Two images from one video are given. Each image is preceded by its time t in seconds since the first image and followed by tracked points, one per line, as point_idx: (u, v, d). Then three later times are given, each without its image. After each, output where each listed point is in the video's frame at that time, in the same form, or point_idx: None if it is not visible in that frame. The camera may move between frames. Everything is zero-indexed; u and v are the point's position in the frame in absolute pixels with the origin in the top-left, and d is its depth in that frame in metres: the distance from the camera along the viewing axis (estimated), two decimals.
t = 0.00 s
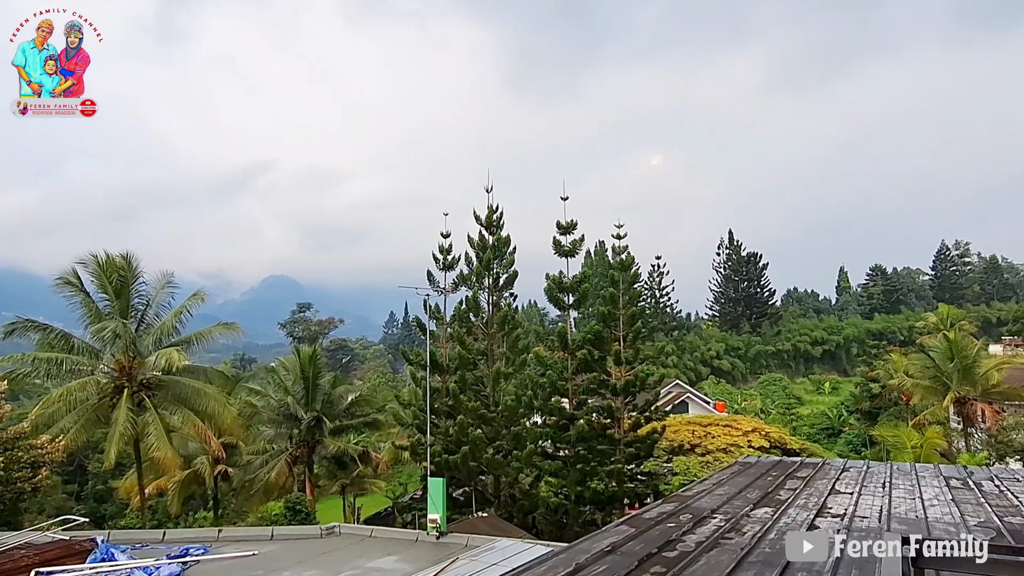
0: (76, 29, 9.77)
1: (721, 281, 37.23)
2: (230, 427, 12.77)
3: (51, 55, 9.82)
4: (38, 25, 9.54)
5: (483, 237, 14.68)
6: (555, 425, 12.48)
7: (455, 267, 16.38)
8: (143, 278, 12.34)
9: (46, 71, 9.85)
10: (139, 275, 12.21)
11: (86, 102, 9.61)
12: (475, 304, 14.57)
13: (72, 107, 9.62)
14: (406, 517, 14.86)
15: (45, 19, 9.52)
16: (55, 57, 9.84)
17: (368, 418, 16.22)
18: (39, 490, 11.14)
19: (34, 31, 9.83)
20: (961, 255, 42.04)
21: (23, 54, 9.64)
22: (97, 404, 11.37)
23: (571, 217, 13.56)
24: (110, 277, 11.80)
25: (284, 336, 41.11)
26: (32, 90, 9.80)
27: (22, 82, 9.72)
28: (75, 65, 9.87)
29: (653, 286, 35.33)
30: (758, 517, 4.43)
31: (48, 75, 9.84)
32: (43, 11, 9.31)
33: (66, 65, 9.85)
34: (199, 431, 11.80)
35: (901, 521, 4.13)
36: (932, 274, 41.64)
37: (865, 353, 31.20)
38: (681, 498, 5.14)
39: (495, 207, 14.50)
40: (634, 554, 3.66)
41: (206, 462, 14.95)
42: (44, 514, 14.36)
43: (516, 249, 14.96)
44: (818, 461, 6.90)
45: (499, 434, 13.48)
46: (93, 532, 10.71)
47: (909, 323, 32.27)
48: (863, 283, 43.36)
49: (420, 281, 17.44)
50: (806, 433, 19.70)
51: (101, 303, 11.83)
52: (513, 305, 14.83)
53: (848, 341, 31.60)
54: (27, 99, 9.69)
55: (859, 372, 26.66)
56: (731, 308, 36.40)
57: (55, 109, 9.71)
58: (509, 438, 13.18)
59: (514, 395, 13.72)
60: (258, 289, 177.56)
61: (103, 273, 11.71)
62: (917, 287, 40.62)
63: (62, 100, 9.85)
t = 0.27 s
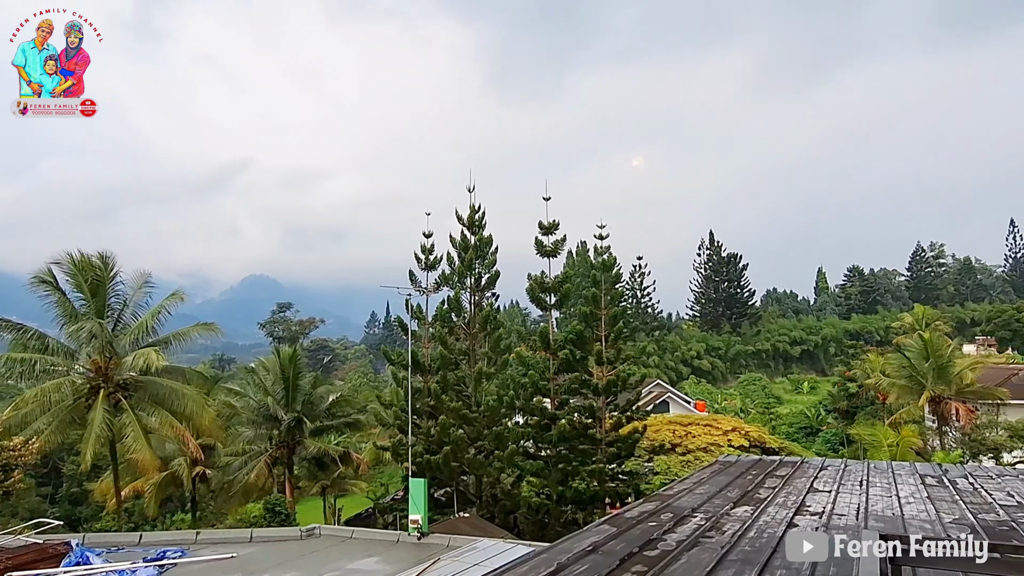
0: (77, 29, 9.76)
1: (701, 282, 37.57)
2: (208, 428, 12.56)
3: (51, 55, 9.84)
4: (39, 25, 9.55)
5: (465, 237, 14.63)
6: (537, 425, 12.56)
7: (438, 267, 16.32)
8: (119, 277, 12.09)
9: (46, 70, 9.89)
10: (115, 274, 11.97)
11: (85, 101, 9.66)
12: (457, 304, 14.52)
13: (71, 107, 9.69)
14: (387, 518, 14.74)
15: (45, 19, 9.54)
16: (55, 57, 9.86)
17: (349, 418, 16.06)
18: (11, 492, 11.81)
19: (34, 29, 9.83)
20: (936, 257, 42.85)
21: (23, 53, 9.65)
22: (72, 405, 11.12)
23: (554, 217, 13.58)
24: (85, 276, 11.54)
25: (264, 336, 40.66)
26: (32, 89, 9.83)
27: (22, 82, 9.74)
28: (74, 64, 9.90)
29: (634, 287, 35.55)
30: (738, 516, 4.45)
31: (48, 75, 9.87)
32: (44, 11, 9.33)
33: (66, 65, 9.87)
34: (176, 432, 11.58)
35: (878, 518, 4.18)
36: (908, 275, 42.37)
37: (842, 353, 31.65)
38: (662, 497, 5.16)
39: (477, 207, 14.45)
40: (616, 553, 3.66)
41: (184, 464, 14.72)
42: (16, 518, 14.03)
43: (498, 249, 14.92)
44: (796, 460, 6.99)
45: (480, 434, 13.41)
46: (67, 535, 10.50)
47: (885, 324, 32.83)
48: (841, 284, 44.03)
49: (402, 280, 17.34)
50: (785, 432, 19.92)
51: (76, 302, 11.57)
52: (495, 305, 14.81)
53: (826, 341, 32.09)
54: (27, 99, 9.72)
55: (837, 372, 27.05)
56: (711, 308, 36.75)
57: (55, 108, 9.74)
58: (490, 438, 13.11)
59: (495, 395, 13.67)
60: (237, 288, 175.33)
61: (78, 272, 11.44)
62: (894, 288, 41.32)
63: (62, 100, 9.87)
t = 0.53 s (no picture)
0: (77, 30, 9.73)
1: (679, 283, 37.90)
2: (183, 431, 12.33)
3: (52, 55, 9.86)
4: (39, 25, 9.56)
5: (444, 237, 14.57)
6: (515, 426, 12.53)
7: (416, 268, 16.22)
8: (92, 278, 11.83)
9: (46, 70, 9.90)
10: (88, 275, 11.69)
11: (86, 102, 9.71)
12: (436, 305, 14.40)
13: (71, 107, 9.74)
14: (365, 520, 14.61)
15: (43, 20, 9.53)
16: (55, 57, 9.87)
17: (326, 420, 15.87)
18: None
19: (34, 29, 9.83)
20: (907, 258, 43.73)
21: (23, 53, 9.67)
22: (43, 408, 10.84)
23: (532, 218, 13.57)
24: (57, 277, 11.26)
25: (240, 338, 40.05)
26: (33, 89, 9.88)
27: (23, 82, 9.78)
28: (75, 65, 9.90)
29: (613, 288, 35.75)
30: (714, 515, 4.48)
31: (48, 75, 9.89)
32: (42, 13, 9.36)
33: (66, 65, 9.87)
34: (149, 435, 11.33)
35: (852, 517, 4.23)
36: (881, 276, 42.91)
37: (817, 353, 32.13)
38: (640, 497, 5.18)
39: (456, 208, 14.40)
40: (594, 553, 3.66)
41: (159, 468, 14.43)
42: None
43: (478, 250, 14.89)
44: (772, 459, 7.06)
45: (459, 435, 13.35)
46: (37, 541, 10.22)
47: (858, 324, 33.45)
48: (815, 285, 44.71)
49: (380, 281, 17.20)
50: (762, 432, 20.16)
51: (47, 304, 11.27)
52: (474, 306, 14.77)
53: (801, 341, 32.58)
54: (27, 99, 9.77)
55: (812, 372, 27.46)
56: (689, 309, 37.09)
57: (55, 108, 9.79)
58: (469, 439, 13.07)
59: (474, 396, 13.56)
60: (213, 289, 172.60)
61: (50, 272, 11.16)
62: (867, 289, 42.06)
63: (62, 100, 9.91)
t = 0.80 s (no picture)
0: (77, 29, 9.27)
1: (655, 284, 38.21)
2: (154, 435, 12.07)
3: (53, 56, 9.40)
4: (38, 24, 9.17)
5: (420, 238, 14.48)
6: (492, 427, 12.47)
7: (393, 269, 16.09)
8: (61, 277, 11.47)
9: (46, 71, 9.42)
10: (57, 275, 11.33)
11: (85, 101, 9.30)
12: (412, 306, 14.30)
13: (72, 110, 9.30)
14: (340, 523, 14.42)
15: (42, 18, 9.15)
16: (55, 57, 9.39)
17: (301, 422, 15.67)
18: None
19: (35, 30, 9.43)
20: (878, 260, 44.68)
21: (23, 53, 9.23)
22: (9, 412, 10.50)
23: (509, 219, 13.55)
24: (25, 277, 10.85)
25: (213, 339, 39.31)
26: (34, 90, 9.43)
27: (22, 82, 9.32)
28: (76, 66, 9.42)
29: (590, 289, 35.90)
30: (690, 514, 4.50)
31: (48, 76, 9.42)
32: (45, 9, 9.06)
33: (66, 65, 9.40)
34: (119, 439, 11.09)
35: (825, 515, 4.28)
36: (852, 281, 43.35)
37: (790, 354, 32.62)
38: (615, 497, 5.18)
39: (433, 208, 14.33)
40: (571, 554, 3.65)
41: (128, 472, 14.11)
42: None
43: (454, 251, 14.85)
44: (747, 459, 7.14)
45: (436, 437, 13.22)
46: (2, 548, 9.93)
47: (830, 325, 34.08)
48: (789, 286, 45.45)
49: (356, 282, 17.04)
50: (736, 432, 20.38)
51: (14, 304, 10.86)
52: (451, 307, 14.70)
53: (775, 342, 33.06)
54: (26, 99, 9.31)
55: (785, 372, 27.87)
56: (665, 310, 37.41)
57: (55, 109, 9.35)
58: (446, 441, 12.94)
59: (451, 398, 13.55)
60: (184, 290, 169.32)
61: (17, 272, 10.76)
62: (839, 290, 42.87)
63: (63, 101, 9.45)
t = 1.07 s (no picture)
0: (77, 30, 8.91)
1: (629, 286, 38.53)
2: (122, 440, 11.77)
3: (52, 56, 9.05)
4: (38, 25, 8.81)
5: (394, 240, 14.36)
6: (467, 429, 12.44)
7: (367, 270, 15.94)
8: (26, 278, 11.11)
9: (46, 71, 9.08)
10: (22, 276, 10.97)
11: (84, 102, 9.00)
12: (387, 307, 14.14)
13: (72, 110, 8.99)
14: (313, 527, 14.21)
15: (42, 18, 8.81)
16: (55, 57, 9.04)
17: (273, 425, 15.38)
18: None
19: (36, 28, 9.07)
20: (847, 262, 45.68)
21: (23, 53, 8.88)
22: None
23: (484, 220, 13.52)
24: None
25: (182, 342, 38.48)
26: (34, 90, 9.09)
27: (21, 82, 8.98)
28: (76, 65, 9.05)
29: (564, 291, 36.06)
30: (663, 515, 4.51)
31: (48, 75, 9.08)
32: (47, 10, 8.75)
33: (66, 65, 9.02)
34: (86, 443, 10.79)
35: (796, 513, 4.33)
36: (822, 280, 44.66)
37: (762, 354, 33.15)
38: (590, 498, 5.19)
39: (407, 209, 14.22)
40: (545, 555, 3.63)
41: (95, 476, 13.77)
42: None
43: (429, 252, 14.75)
44: (720, 459, 7.21)
45: (410, 439, 13.04)
46: None
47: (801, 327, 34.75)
48: (760, 288, 46.23)
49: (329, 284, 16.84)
50: (709, 432, 20.63)
51: None
52: (426, 309, 14.60)
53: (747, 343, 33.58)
54: (26, 99, 8.96)
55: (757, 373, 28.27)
56: (639, 312, 37.74)
57: (55, 109, 9.01)
58: (421, 443, 12.87)
59: (425, 400, 13.49)
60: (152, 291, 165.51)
61: None
62: (809, 291, 43.72)
63: (62, 102, 9.12)
